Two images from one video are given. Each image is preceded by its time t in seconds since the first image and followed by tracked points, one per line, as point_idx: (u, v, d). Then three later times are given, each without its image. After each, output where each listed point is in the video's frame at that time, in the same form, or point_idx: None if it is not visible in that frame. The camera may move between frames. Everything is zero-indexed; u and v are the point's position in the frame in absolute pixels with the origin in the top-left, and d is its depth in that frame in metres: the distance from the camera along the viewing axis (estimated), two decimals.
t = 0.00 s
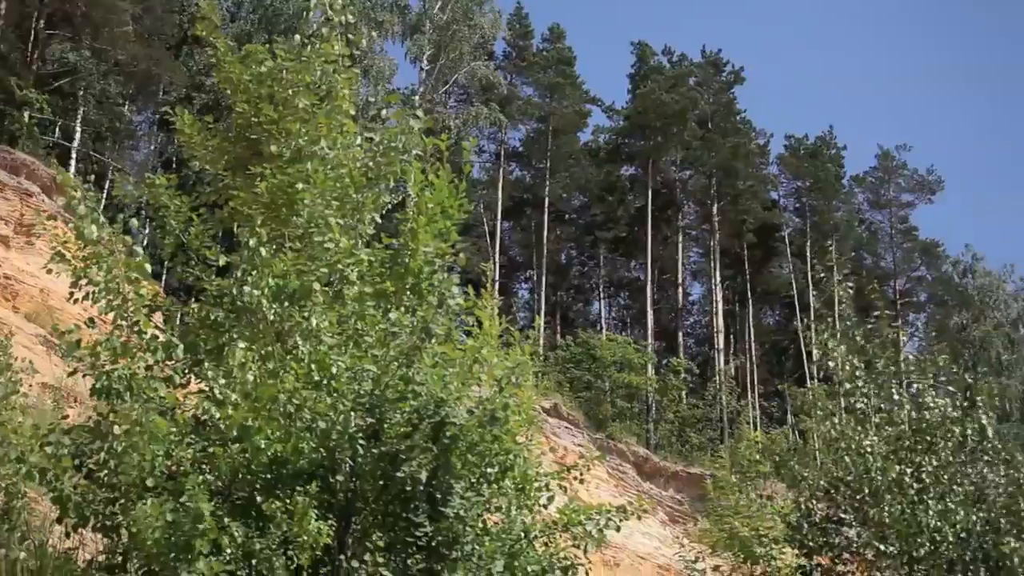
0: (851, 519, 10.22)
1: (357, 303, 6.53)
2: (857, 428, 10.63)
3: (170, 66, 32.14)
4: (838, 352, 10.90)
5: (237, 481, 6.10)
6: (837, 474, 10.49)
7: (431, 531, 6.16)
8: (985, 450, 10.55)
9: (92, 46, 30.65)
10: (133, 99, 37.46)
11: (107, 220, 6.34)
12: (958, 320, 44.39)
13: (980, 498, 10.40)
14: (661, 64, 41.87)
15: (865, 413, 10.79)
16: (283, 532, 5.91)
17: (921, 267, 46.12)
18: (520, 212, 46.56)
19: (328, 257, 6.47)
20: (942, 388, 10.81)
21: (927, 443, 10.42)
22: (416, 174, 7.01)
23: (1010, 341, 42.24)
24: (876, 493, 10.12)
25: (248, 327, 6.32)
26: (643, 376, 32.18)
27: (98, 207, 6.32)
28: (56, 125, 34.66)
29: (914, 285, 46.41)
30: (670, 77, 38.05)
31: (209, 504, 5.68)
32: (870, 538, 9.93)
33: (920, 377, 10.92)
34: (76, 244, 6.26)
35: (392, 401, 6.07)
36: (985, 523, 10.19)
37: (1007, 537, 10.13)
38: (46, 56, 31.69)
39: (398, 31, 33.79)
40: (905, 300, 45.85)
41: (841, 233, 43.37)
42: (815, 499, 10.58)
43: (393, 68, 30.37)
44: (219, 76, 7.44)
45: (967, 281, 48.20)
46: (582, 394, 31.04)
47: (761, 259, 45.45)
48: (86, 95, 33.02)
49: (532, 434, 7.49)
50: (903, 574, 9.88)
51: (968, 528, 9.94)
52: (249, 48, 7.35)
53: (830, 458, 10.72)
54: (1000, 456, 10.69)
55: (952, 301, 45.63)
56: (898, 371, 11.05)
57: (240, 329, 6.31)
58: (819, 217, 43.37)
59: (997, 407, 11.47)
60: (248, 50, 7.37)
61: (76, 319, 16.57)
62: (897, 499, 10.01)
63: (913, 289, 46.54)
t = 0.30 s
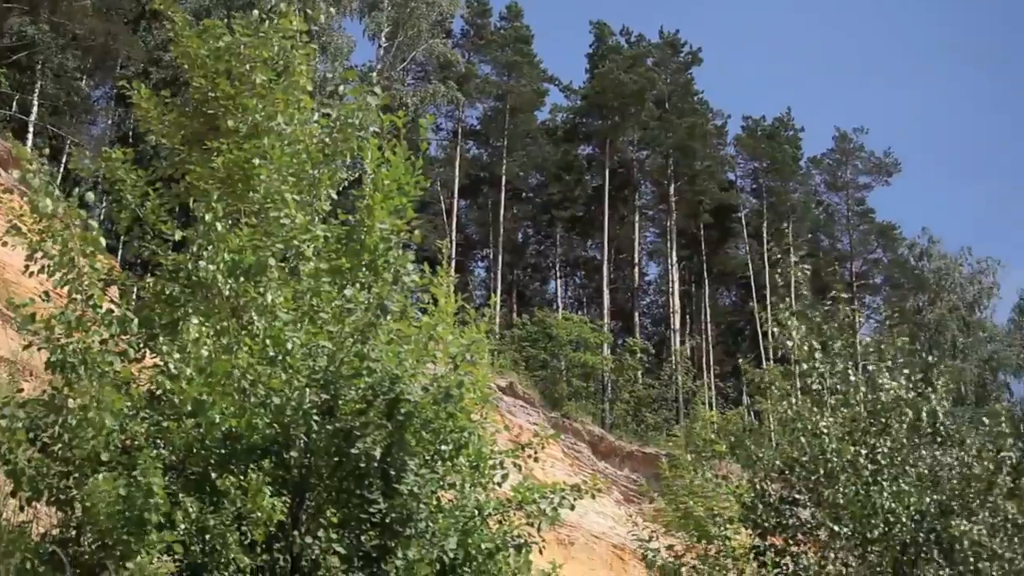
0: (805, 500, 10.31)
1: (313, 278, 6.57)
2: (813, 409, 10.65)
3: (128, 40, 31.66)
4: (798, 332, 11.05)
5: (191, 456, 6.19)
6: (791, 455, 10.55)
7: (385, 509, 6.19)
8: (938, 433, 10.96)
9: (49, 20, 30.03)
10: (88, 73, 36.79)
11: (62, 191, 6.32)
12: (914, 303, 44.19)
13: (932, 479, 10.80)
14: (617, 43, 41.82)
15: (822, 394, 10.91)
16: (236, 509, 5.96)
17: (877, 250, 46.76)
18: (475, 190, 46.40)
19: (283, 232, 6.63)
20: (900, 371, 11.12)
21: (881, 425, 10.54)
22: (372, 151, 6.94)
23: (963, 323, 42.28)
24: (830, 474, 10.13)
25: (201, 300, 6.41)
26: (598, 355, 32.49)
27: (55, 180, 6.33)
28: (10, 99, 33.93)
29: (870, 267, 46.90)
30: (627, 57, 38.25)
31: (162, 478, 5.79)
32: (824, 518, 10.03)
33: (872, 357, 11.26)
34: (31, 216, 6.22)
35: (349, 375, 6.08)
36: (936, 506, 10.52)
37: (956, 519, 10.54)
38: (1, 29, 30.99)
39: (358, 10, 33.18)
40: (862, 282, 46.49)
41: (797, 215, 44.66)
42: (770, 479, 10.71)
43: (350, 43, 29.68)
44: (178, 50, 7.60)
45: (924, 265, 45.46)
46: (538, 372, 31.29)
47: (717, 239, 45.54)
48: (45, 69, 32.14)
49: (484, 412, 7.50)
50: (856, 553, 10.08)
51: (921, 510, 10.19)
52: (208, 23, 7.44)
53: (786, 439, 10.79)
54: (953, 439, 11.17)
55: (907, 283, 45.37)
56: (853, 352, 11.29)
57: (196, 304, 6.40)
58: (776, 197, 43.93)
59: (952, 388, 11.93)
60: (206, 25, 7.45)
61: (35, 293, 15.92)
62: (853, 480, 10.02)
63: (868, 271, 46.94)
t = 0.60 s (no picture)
0: (761, 480, 10.40)
1: (273, 253, 6.55)
2: (771, 389, 10.82)
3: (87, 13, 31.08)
4: (759, 311, 11.20)
5: (147, 431, 6.12)
6: (749, 434, 10.68)
7: (341, 484, 6.20)
8: (898, 414, 11.34)
9: None
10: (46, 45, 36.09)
11: (21, 166, 6.41)
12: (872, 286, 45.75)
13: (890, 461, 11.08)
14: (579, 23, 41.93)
15: (780, 372, 11.21)
16: (193, 483, 5.91)
17: (837, 231, 47.63)
18: (435, 168, 46.25)
19: (243, 206, 6.60)
20: (860, 351, 11.57)
21: (837, 405, 10.90)
22: (330, 127, 6.94)
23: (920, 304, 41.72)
24: (787, 454, 10.32)
25: (157, 274, 6.42)
26: (556, 334, 32.72)
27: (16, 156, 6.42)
28: None
29: (829, 249, 48.06)
30: (589, 37, 38.42)
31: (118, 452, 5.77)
32: (780, 499, 10.17)
33: (830, 339, 11.62)
34: None
35: (305, 351, 6.09)
36: (892, 487, 10.68)
37: (911, 500, 10.72)
38: None
39: None
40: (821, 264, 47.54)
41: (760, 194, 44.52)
42: (725, 458, 10.80)
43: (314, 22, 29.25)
44: (138, 26, 7.61)
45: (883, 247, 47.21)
46: (496, 350, 31.48)
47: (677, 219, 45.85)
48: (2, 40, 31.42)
49: (439, 390, 7.52)
50: (811, 534, 10.22)
51: (876, 490, 10.34)
52: None
53: (744, 418, 10.85)
54: (911, 421, 11.55)
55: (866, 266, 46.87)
56: (810, 332, 11.59)
57: (154, 279, 6.41)
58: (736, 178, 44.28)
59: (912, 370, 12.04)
60: None
61: None
62: (809, 461, 10.21)
63: (828, 253, 48.24)
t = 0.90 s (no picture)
0: (719, 459, 10.63)
1: (231, 228, 6.65)
2: (728, 367, 11.04)
3: None
4: (717, 292, 11.37)
5: (105, 405, 6.16)
6: (707, 413, 10.78)
7: (298, 460, 6.18)
8: (858, 395, 11.71)
9: None
10: None
11: None
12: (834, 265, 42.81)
13: (849, 441, 11.37)
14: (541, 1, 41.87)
15: (738, 351, 11.33)
16: (149, 455, 5.91)
17: (797, 212, 48.13)
18: (396, 144, 45.90)
19: (203, 179, 6.69)
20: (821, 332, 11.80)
21: (797, 384, 11.22)
22: (290, 100, 7.07)
23: (880, 286, 40.77)
24: (744, 434, 10.48)
25: (117, 249, 6.52)
26: (515, 312, 32.80)
27: None
28: None
29: (789, 229, 48.24)
30: (551, 15, 38.47)
31: (77, 427, 5.79)
32: (737, 478, 10.34)
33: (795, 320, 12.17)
34: None
35: (264, 326, 6.10)
36: (851, 468, 10.95)
37: (869, 481, 11.02)
38: None
39: None
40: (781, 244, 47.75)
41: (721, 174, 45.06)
42: (683, 437, 10.91)
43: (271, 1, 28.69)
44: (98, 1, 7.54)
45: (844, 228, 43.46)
46: (455, 327, 31.47)
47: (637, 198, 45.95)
48: None
49: (397, 366, 7.51)
50: (768, 513, 10.38)
51: (833, 471, 10.59)
52: None
53: (701, 398, 10.98)
54: (871, 402, 11.90)
55: (826, 246, 44.78)
56: (769, 312, 11.99)
57: (113, 253, 6.52)
58: (697, 157, 44.57)
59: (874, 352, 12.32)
60: None
61: None
62: (766, 441, 10.41)
63: (787, 233, 48.31)
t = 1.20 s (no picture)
0: (679, 438, 10.81)
1: (190, 201, 6.75)
2: (688, 345, 11.14)
3: None
4: (675, 270, 11.48)
5: (64, 377, 6.20)
6: (666, 391, 10.91)
7: (256, 435, 6.22)
8: (820, 372, 11.83)
9: None
10: None
11: None
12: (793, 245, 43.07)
13: (808, 419, 11.58)
14: None
15: (698, 329, 11.43)
16: (107, 428, 6.04)
17: (758, 191, 48.51)
18: (358, 121, 45.47)
19: (163, 152, 6.82)
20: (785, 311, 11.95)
21: (757, 364, 11.39)
22: (251, 76, 7.16)
23: (841, 266, 40.87)
24: (704, 412, 10.63)
25: (79, 222, 6.48)
26: (474, 289, 32.78)
27: None
28: None
29: (750, 208, 48.89)
30: None
31: (35, 400, 5.79)
32: (696, 457, 10.50)
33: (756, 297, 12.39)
34: None
35: (223, 301, 6.18)
36: (810, 446, 11.18)
37: (830, 460, 11.24)
38: None
39: None
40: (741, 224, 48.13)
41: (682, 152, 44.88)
42: (643, 415, 11.03)
43: None
44: None
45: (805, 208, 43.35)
46: (415, 304, 31.37)
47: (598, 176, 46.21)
48: None
49: (355, 340, 7.51)
50: (727, 491, 10.53)
51: (792, 450, 10.81)
52: None
53: (661, 375, 11.10)
54: (833, 381, 12.12)
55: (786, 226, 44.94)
56: (730, 290, 12.11)
57: (73, 226, 6.47)
58: (658, 136, 44.63)
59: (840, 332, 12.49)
60: None
61: None
62: (725, 419, 10.58)
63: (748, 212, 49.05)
